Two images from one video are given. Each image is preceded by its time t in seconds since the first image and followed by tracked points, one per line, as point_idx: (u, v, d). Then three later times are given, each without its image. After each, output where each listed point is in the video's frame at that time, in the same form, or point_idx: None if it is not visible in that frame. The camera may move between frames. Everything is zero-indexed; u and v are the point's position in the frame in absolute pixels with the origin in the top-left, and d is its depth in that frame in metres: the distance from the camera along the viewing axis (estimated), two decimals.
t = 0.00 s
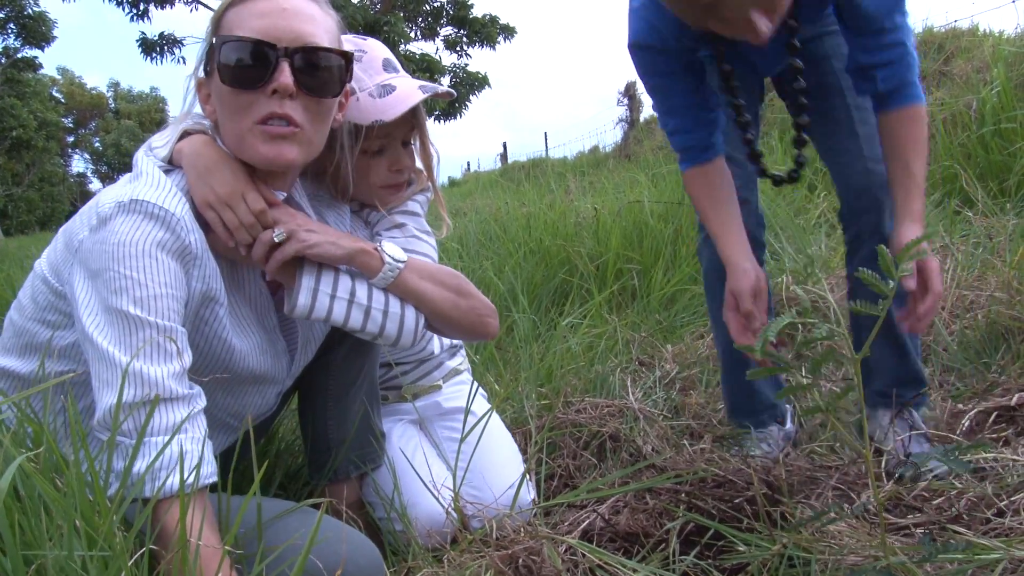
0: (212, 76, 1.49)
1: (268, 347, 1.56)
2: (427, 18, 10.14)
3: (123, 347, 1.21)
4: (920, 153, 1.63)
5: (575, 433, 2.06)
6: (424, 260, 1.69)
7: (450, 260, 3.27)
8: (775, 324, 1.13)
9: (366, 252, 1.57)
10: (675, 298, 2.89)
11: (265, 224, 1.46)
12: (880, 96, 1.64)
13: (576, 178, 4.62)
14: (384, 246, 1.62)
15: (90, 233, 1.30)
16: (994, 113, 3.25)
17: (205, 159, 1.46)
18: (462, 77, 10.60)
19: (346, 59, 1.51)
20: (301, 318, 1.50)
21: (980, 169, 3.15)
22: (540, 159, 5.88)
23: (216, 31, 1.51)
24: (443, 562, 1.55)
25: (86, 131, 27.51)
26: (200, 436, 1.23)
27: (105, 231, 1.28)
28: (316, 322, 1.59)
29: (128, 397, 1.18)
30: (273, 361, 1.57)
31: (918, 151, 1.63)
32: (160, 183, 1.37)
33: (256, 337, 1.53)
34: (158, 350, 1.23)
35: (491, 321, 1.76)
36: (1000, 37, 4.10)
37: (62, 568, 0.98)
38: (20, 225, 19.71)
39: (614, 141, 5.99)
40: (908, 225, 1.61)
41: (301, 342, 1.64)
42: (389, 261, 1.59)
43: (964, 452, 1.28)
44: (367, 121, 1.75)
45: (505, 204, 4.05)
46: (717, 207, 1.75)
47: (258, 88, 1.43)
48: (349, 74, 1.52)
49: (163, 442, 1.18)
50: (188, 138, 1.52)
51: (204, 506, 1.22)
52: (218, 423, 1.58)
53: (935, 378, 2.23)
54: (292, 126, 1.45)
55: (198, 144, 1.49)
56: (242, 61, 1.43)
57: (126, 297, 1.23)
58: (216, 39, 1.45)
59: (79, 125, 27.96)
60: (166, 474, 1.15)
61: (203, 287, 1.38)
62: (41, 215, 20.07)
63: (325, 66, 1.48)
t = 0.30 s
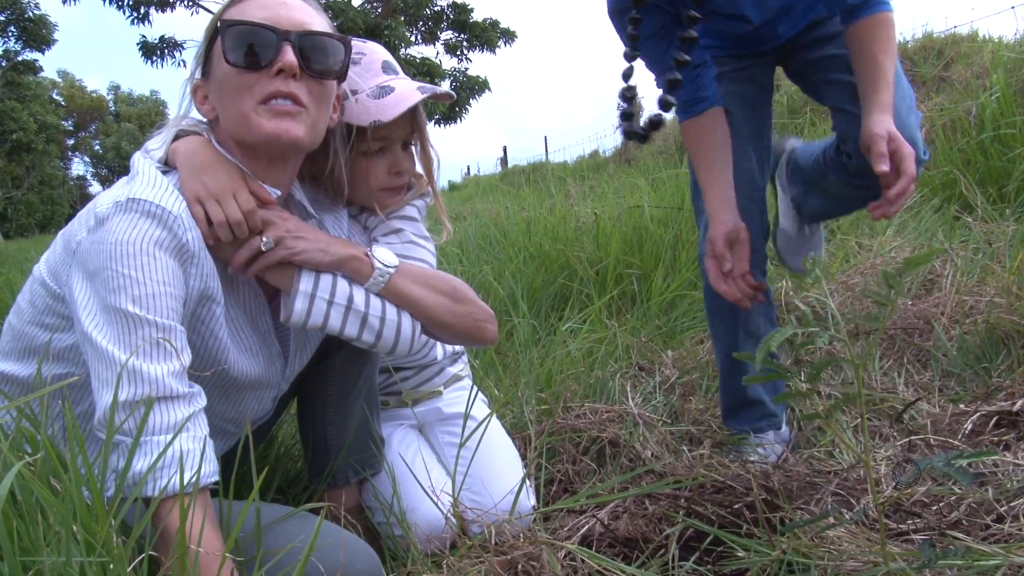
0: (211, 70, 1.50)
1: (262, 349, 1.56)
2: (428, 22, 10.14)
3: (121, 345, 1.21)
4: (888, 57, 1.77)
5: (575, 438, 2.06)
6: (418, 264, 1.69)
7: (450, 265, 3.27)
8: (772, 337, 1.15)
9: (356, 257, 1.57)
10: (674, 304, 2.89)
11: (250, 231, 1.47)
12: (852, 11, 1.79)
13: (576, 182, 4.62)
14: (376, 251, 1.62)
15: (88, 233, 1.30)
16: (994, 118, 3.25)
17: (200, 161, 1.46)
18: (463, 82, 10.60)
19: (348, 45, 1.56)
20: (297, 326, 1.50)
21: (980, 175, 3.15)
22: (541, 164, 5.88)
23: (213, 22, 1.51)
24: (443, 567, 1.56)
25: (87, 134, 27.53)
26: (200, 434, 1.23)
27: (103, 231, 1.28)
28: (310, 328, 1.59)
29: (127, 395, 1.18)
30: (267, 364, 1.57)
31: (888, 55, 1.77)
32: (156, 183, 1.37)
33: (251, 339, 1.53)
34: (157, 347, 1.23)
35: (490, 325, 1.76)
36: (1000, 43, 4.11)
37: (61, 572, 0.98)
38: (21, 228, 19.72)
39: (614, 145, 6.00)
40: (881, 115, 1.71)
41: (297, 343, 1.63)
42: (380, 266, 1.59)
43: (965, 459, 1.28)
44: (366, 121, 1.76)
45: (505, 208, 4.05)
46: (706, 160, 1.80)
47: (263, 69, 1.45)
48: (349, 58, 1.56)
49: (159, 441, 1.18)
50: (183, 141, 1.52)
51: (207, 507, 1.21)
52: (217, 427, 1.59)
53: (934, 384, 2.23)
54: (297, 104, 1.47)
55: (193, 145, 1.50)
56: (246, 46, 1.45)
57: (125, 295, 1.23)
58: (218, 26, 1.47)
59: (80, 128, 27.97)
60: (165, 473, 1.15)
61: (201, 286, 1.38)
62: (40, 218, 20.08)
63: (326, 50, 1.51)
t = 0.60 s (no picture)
0: (217, 71, 1.50)
1: (261, 350, 1.56)
2: (428, 24, 10.15)
3: (128, 343, 1.21)
4: (891, 27, 1.62)
5: (574, 440, 2.06)
6: (405, 261, 1.68)
7: (450, 266, 3.26)
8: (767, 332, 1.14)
9: (340, 253, 1.57)
10: (674, 306, 2.89)
11: (245, 225, 1.47)
12: None
13: (576, 184, 4.61)
14: (362, 246, 1.61)
15: (93, 231, 1.30)
16: (994, 121, 3.25)
17: (197, 159, 1.47)
18: (463, 83, 10.59)
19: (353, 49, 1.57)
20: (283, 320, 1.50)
21: (980, 178, 3.15)
22: (541, 165, 5.89)
23: (219, 23, 1.51)
24: (442, 568, 1.56)
25: (86, 135, 27.53)
26: (205, 433, 1.23)
27: (110, 228, 1.27)
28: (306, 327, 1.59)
29: (135, 394, 1.19)
30: (265, 364, 1.57)
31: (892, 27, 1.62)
32: (161, 180, 1.37)
33: (251, 339, 1.53)
34: (164, 345, 1.23)
35: (484, 324, 1.75)
36: (1000, 46, 4.11)
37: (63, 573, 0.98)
38: (20, 228, 19.72)
39: (614, 148, 6.00)
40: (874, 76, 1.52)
41: (292, 342, 1.62)
42: (366, 262, 1.59)
43: (965, 460, 1.28)
44: (359, 118, 1.76)
45: (505, 210, 4.05)
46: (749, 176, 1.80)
47: (270, 70, 1.45)
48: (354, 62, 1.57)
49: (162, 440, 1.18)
50: (186, 141, 1.52)
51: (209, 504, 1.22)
52: (217, 427, 1.59)
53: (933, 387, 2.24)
54: (303, 106, 1.48)
55: (192, 144, 1.50)
56: (253, 48, 1.46)
57: (131, 293, 1.22)
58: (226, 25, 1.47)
59: (79, 129, 27.96)
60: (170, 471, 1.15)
61: (206, 284, 1.38)
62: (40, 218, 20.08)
63: (333, 52, 1.52)
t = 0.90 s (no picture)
0: (225, 70, 1.51)
1: (263, 352, 1.55)
2: (428, 25, 10.15)
3: (129, 341, 1.21)
4: (929, 81, 1.56)
5: (573, 440, 2.06)
6: (411, 264, 1.69)
7: (450, 267, 3.26)
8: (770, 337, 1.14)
9: (348, 257, 1.57)
10: (674, 306, 2.90)
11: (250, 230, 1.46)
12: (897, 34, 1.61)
13: (576, 184, 4.61)
14: (368, 251, 1.61)
15: (95, 230, 1.30)
16: (994, 121, 3.25)
17: (202, 163, 1.46)
18: (463, 83, 10.59)
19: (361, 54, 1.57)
20: (291, 326, 1.50)
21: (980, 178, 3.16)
22: (540, 166, 5.89)
23: (228, 24, 1.52)
24: (442, 569, 1.55)
25: (86, 136, 27.53)
26: (207, 432, 1.23)
27: (112, 227, 1.27)
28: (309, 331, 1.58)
29: (137, 390, 1.18)
30: (267, 366, 1.56)
31: (928, 78, 1.56)
32: (165, 180, 1.37)
33: (252, 341, 1.53)
34: (167, 343, 1.22)
35: (485, 325, 1.76)
36: (1000, 46, 4.11)
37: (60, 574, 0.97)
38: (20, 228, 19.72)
39: (614, 148, 6.01)
40: (902, 151, 1.52)
41: (295, 345, 1.62)
42: (373, 266, 1.59)
43: (965, 460, 1.27)
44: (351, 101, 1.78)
45: (505, 210, 4.05)
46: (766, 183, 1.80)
47: (277, 68, 1.46)
48: (360, 66, 1.57)
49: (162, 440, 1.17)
50: (190, 141, 1.52)
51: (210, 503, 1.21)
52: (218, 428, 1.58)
53: (933, 388, 2.24)
54: (308, 104, 1.47)
55: (197, 145, 1.50)
56: (262, 46, 1.46)
57: (134, 291, 1.22)
58: (235, 25, 1.48)
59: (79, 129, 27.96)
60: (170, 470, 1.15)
61: (208, 283, 1.38)
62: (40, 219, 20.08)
63: (341, 55, 1.53)
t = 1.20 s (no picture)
0: (230, 73, 1.51)
1: (268, 351, 1.55)
2: (427, 24, 10.13)
3: (136, 341, 1.20)
4: (977, 120, 1.58)
5: (573, 440, 2.06)
6: (413, 263, 1.68)
7: (450, 266, 3.26)
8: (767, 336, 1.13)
9: (350, 257, 1.56)
10: (674, 306, 2.90)
11: (255, 229, 1.46)
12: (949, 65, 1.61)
13: (575, 184, 4.61)
14: (370, 251, 1.61)
15: (102, 230, 1.30)
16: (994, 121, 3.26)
17: (206, 164, 1.45)
18: (462, 83, 10.57)
19: (367, 60, 1.56)
20: (295, 326, 1.50)
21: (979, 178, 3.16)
22: (539, 165, 5.89)
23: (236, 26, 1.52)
24: (442, 569, 1.55)
25: (86, 136, 27.53)
26: (213, 433, 1.23)
27: (119, 227, 1.27)
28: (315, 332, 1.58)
29: (142, 390, 1.17)
30: (272, 365, 1.56)
31: (976, 117, 1.58)
32: (172, 180, 1.37)
33: (258, 339, 1.52)
34: (173, 344, 1.22)
35: (487, 324, 1.75)
36: (999, 45, 4.12)
37: None
38: (20, 229, 19.73)
39: (613, 148, 6.01)
40: (947, 196, 1.57)
41: (299, 345, 1.62)
42: (375, 266, 1.59)
43: (965, 459, 1.27)
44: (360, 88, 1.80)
45: (504, 210, 4.05)
46: (777, 181, 1.79)
47: (279, 74, 1.45)
48: (366, 71, 1.56)
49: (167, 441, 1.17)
50: (194, 140, 1.52)
51: (214, 503, 1.21)
52: (221, 428, 1.58)
53: (933, 387, 2.24)
54: (307, 112, 1.46)
55: (201, 145, 1.50)
56: (265, 52, 1.46)
57: (140, 291, 1.22)
58: (240, 27, 1.48)
59: (79, 130, 27.97)
60: (175, 470, 1.15)
61: (214, 284, 1.37)
62: (39, 220, 20.08)
63: (346, 61, 1.52)
